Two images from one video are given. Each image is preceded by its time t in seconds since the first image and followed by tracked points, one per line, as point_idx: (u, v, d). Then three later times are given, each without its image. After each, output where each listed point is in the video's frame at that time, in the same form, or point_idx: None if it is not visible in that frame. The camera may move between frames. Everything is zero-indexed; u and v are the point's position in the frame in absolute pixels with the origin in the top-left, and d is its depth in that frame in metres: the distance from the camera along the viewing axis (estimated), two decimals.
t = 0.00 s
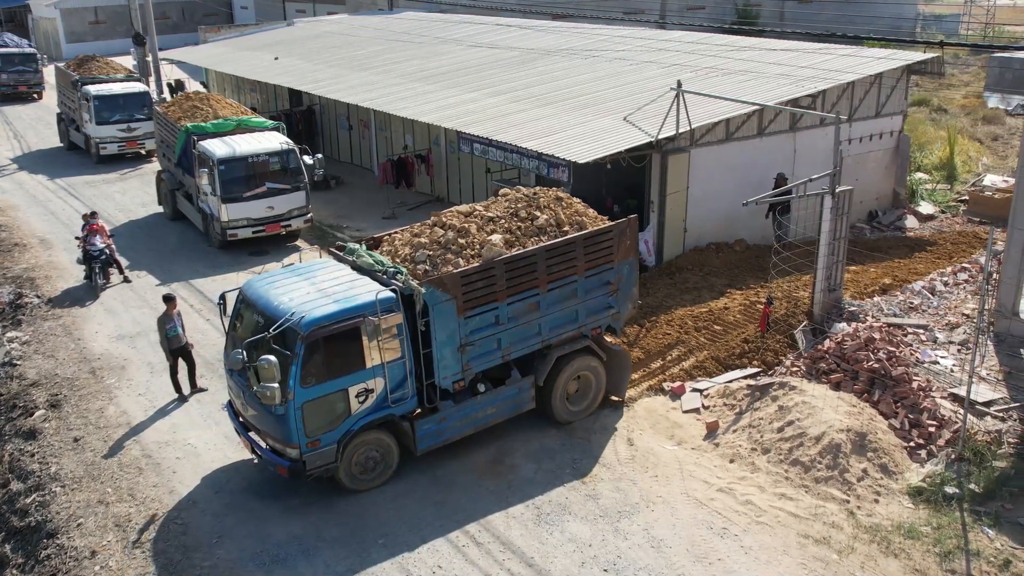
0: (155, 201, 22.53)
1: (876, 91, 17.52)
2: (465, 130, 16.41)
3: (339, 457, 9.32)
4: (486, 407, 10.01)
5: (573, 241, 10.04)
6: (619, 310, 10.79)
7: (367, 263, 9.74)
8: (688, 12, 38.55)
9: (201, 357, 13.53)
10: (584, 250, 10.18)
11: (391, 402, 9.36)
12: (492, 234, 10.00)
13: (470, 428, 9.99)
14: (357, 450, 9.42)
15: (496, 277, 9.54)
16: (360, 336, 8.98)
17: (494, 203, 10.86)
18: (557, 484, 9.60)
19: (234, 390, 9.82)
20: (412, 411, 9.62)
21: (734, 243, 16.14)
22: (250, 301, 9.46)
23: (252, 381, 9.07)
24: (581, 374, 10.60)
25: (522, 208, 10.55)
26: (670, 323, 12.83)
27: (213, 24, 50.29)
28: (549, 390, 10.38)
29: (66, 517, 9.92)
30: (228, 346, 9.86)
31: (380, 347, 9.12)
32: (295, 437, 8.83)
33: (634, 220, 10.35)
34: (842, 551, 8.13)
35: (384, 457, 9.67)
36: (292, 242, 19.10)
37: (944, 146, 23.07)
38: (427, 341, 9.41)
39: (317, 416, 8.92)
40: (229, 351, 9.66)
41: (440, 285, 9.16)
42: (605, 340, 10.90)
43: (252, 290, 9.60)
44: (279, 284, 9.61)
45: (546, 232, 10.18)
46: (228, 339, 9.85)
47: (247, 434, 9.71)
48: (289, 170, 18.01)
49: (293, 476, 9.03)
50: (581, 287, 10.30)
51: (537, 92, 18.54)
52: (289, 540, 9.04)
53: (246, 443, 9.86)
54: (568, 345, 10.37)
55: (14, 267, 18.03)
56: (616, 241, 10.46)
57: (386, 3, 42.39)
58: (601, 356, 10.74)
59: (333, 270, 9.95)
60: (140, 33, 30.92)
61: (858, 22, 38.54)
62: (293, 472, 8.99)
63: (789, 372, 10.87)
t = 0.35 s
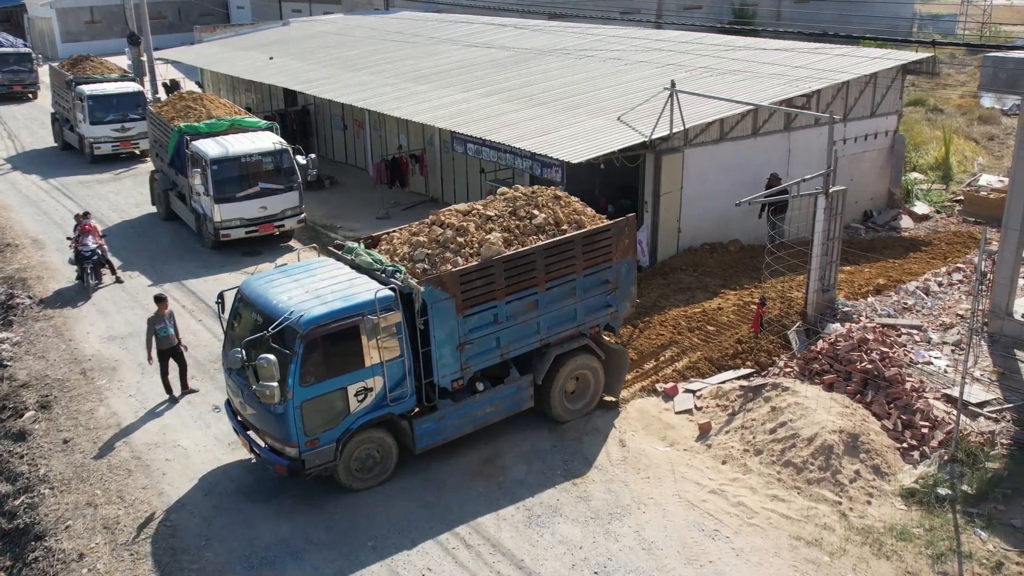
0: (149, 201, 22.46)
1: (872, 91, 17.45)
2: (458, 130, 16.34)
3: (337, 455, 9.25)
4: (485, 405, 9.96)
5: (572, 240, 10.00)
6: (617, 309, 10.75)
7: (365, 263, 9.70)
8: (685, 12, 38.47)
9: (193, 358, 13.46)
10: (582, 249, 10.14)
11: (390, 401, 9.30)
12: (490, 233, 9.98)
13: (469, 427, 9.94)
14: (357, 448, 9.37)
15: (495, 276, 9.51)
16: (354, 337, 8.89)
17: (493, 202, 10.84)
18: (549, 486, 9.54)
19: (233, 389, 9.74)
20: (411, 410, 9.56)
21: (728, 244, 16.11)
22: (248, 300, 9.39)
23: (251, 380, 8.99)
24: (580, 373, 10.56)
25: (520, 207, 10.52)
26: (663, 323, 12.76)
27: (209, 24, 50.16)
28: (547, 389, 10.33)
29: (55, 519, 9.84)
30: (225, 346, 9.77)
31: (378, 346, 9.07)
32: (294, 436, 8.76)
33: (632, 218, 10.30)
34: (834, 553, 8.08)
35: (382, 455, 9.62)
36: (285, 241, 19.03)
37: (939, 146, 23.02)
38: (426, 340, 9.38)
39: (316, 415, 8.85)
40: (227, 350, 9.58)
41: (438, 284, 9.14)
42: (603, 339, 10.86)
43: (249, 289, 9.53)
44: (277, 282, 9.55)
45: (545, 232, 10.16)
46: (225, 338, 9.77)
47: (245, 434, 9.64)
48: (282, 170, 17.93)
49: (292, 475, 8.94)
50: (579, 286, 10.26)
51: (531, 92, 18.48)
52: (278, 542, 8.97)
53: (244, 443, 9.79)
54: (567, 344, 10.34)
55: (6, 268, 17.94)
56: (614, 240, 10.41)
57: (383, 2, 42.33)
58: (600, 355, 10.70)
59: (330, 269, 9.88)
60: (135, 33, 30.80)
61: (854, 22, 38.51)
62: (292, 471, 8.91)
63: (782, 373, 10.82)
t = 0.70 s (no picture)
0: (142, 202, 22.35)
1: (867, 91, 17.41)
2: (451, 130, 16.28)
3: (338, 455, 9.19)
4: (485, 405, 9.91)
5: (571, 239, 9.95)
6: (617, 308, 10.70)
7: (365, 262, 9.63)
8: (681, 12, 38.44)
9: (184, 360, 13.37)
10: (582, 248, 10.09)
11: (391, 401, 9.25)
12: (490, 233, 9.91)
13: (469, 427, 9.90)
14: (358, 448, 9.32)
15: (495, 275, 9.47)
16: (349, 339, 8.80)
17: (492, 201, 10.76)
18: (541, 488, 9.47)
19: (233, 389, 9.66)
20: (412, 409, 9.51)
21: (722, 244, 16.06)
22: (248, 300, 9.31)
23: (252, 381, 8.91)
24: (580, 373, 10.53)
25: (520, 206, 10.44)
26: (657, 325, 12.69)
27: (204, 24, 50.03)
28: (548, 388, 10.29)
29: (43, 523, 9.74)
30: (225, 346, 9.69)
31: (379, 345, 9.01)
32: (295, 437, 8.69)
33: (632, 217, 10.23)
34: (826, 557, 8.02)
35: (382, 454, 9.57)
36: (279, 242, 18.95)
37: (935, 146, 22.97)
38: (426, 339, 9.33)
39: (317, 415, 8.78)
40: (227, 350, 9.50)
41: (439, 283, 9.09)
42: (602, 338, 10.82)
43: (250, 289, 9.45)
44: (278, 282, 9.47)
45: (544, 231, 10.09)
46: (225, 339, 9.69)
47: (246, 434, 9.55)
48: (276, 170, 17.85)
49: (294, 476, 8.87)
50: (579, 284, 10.21)
51: (525, 92, 18.41)
52: (267, 546, 8.89)
53: (244, 443, 9.70)
54: (567, 342, 10.29)
55: None
56: (613, 239, 10.35)
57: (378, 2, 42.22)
58: (600, 354, 10.67)
59: (330, 268, 9.80)
60: (129, 33, 30.65)
61: (850, 21, 38.48)
62: (293, 471, 8.84)
63: (775, 375, 10.75)
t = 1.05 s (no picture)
0: (133, 202, 22.23)
1: (860, 91, 17.34)
2: (443, 130, 16.19)
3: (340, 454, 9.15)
4: (486, 403, 9.88)
5: (570, 236, 9.93)
6: (616, 305, 10.67)
7: (366, 261, 9.60)
8: (677, 11, 38.40)
9: (172, 362, 13.26)
10: (581, 245, 10.07)
11: (392, 399, 9.19)
12: (490, 230, 9.85)
13: (470, 425, 9.85)
14: (359, 448, 9.26)
15: (495, 273, 9.44)
16: (341, 340, 8.71)
17: (491, 199, 10.71)
18: (530, 491, 9.38)
19: (233, 388, 9.58)
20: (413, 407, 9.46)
21: (715, 244, 15.99)
22: (248, 299, 9.24)
23: (253, 380, 8.85)
24: (580, 370, 10.52)
25: (519, 203, 10.39)
26: (649, 326, 12.61)
27: (198, 24, 49.88)
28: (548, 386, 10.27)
29: (27, 527, 9.60)
30: (225, 345, 9.61)
31: (380, 344, 8.95)
32: (296, 436, 8.65)
33: (631, 214, 10.23)
34: (818, 560, 7.94)
35: (384, 454, 9.50)
36: (270, 242, 18.84)
37: (929, 146, 22.93)
38: (427, 337, 9.28)
39: (319, 414, 8.74)
40: (227, 350, 9.42)
41: (439, 281, 9.06)
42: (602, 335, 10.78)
43: (249, 288, 9.37)
44: (278, 280, 9.40)
45: (543, 228, 10.06)
46: (225, 337, 9.61)
47: (247, 433, 9.47)
48: (267, 170, 17.74)
49: (295, 475, 8.81)
50: (578, 282, 10.18)
51: (517, 92, 18.32)
52: (254, 550, 8.79)
53: (245, 443, 9.61)
54: (567, 340, 10.25)
55: None
56: (612, 236, 10.33)
57: (372, 3, 42.11)
58: (599, 351, 10.64)
59: (331, 266, 9.73)
60: (121, 33, 30.51)
61: (845, 21, 38.47)
62: (294, 471, 8.79)
63: (767, 376, 10.66)
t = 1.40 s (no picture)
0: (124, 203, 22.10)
1: (854, 91, 17.29)
2: (435, 130, 16.11)
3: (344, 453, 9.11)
4: (488, 400, 9.86)
5: (570, 232, 9.92)
6: (616, 300, 10.66)
7: (366, 259, 9.56)
8: (672, 11, 38.34)
9: (162, 364, 13.14)
10: (580, 240, 10.06)
11: (395, 397, 9.18)
12: (490, 227, 9.82)
13: (473, 422, 9.83)
14: (363, 446, 9.22)
15: (496, 269, 9.40)
16: (333, 342, 8.64)
17: (490, 196, 10.68)
18: (521, 494, 9.29)
19: (233, 389, 9.51)
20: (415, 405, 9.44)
21: (710, 245, 15.92)
22: (247, 299, 9.18)
23: (256, 379, 8.80)
24: (582, 365, 10.50)
25: (518, 200, 10.37)
26: (642, 327, 12.51)
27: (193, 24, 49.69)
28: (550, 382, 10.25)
29: (13, 531, 9.47)
30: (226, 346, 9.55)
31: (382, 342, 8.94)
32: (301, 434, 8.61)
33: (629, 210, 10.25)
34: (811, 564, 7.85)
35: (388, 451, 9.47)
36: (262, 243, 18.72)
37: (924, 145, 22.88)
38: (429, 334, 9.27)
39: (322, 413, 8.70)
40: (228, 351, 9.37)
41: (440, 278, 9.02)
42: (602, 331, 10.79)
43: (248, 288, 9.32)
44: (278, 280, 9.35)
45: (543, 224, 10.06)
46: (226, 338, 9.55)
47: (249, 433, 9.41)
48: (259, 171, 17.64)
49: (299, 474, 8.75)
50: (578, 278, 10.17)
51: (510, 92, 18.25)
52: (242, 555, 8.68)
53: (247, 443, 9.54)
54: (568, 336, 10.25)
55: None
56: (611, 231, 10.34)
57: (366, 2, 42.03)
58: (600, 347, 10.64)
59: (331, 265, 9.70)
60: (113, 33, 30.38)
61: (841, 20, 38.43)
62: (298, 470, 8.73)
63: (761, 378, 10.57)
